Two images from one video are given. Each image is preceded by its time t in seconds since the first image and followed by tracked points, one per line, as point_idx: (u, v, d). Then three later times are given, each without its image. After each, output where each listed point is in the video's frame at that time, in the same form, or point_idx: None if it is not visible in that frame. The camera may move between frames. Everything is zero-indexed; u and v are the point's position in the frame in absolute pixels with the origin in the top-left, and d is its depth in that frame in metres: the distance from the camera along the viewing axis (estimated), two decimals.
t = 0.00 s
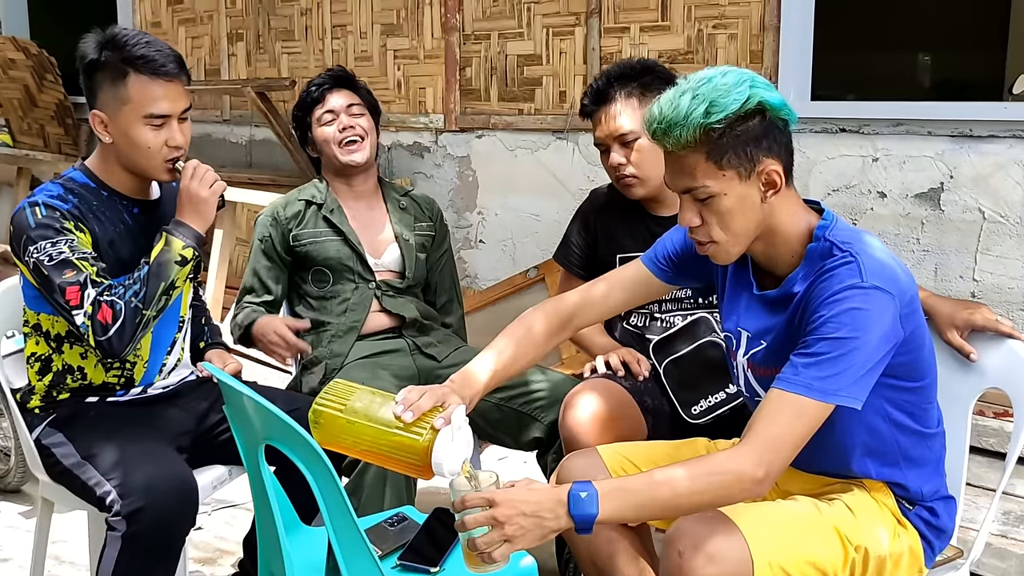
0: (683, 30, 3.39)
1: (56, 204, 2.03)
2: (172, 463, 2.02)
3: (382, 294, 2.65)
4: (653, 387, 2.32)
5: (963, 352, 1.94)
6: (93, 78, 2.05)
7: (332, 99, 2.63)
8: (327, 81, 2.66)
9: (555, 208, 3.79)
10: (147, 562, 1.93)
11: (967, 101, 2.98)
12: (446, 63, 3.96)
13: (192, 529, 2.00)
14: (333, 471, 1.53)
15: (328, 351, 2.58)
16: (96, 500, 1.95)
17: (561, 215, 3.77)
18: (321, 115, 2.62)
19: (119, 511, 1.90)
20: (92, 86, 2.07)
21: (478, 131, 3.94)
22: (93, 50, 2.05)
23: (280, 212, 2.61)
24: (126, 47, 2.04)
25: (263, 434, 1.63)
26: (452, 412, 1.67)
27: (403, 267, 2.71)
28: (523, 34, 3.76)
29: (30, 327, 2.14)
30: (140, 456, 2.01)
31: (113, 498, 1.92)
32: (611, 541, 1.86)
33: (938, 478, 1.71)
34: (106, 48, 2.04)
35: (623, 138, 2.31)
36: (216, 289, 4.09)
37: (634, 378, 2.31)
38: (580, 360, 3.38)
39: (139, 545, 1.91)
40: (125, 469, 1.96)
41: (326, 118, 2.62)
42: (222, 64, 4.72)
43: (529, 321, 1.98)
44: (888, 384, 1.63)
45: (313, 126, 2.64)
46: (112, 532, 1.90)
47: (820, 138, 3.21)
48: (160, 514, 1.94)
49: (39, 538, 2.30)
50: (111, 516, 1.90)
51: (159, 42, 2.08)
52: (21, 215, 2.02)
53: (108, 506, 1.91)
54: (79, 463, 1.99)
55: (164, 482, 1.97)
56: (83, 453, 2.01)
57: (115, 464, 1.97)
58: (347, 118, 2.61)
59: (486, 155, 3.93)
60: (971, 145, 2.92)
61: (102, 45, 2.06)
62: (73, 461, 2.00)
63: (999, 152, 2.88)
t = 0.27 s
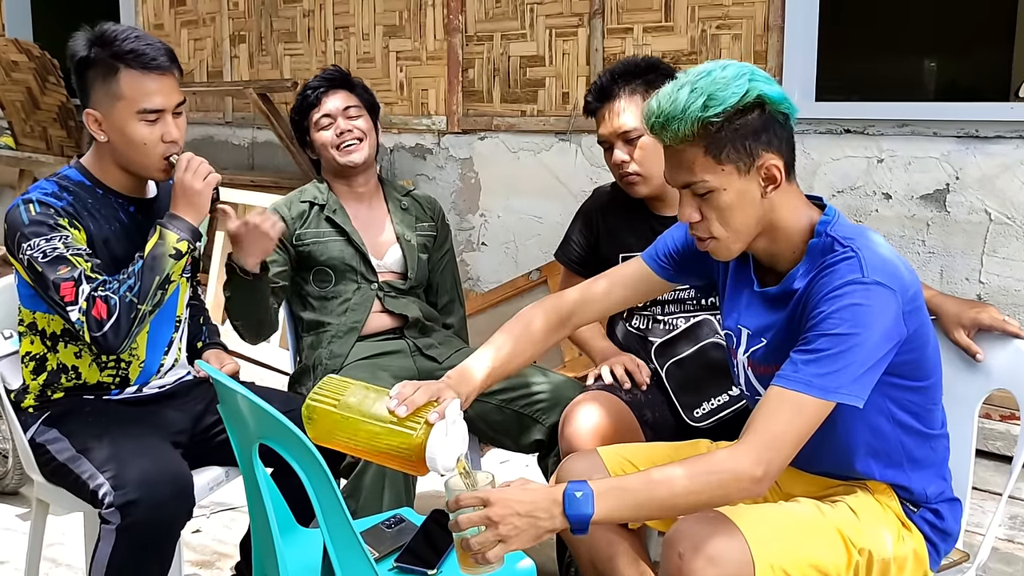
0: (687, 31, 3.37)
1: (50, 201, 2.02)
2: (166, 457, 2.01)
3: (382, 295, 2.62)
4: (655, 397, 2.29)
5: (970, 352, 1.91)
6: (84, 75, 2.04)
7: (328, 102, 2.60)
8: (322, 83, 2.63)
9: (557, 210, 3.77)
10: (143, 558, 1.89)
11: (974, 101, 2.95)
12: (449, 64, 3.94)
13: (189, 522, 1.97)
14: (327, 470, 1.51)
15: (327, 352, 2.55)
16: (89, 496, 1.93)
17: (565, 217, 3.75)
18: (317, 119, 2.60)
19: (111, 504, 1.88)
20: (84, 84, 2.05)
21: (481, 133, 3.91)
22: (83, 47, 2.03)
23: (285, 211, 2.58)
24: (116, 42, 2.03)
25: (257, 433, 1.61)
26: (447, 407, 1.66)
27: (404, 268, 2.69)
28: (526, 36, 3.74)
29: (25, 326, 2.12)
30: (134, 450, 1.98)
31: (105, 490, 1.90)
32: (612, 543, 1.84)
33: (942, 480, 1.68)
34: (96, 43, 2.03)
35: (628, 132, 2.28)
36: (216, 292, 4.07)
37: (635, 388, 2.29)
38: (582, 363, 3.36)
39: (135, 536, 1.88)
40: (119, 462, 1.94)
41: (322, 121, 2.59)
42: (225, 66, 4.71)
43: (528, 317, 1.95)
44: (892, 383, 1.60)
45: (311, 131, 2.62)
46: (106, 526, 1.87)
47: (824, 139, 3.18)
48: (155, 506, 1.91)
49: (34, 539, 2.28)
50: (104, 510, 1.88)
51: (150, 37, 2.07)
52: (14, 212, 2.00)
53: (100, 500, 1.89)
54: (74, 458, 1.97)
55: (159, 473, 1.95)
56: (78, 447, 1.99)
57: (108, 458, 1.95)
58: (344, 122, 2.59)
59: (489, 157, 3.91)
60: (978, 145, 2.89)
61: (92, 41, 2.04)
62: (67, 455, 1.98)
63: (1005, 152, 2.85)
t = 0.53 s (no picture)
0: (692, 32, 3.35)
1: (47, 199, 2.00)
2: (167, 469, 1.96)
3: (383, 296, 2.60)
4: (657, 396, 2.28)
5: (980, 353, 1.88)
6: (80, 72, 2.01)
7: (331, 100, 2.58)
8: (326, 81, 2.61)
9: (561, 212, 3.75)
10: (139, 566, 1.87)
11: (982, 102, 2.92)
12: (453, 66, 3.91)
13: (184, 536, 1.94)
14: (324, 469, 1.48)
15: (327, 352, 2.52)
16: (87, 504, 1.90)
17: (569, 219, 3.72)
18: (318, 117, 2.58)
19: (108, 516, 1.84)
20: (80, 80, 2.03)
21: (485, 135, 3.89)
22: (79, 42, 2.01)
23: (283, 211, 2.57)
24: (113, 38, 2.01)
25: (253, 432, 1.58)
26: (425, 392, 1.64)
27: (405, 269, 2.66)
28: (530, 37, 3.72)
29: (23, 325, 2.08)
30: (132, 458, 1.95)
31: (102, 502, 1.86)
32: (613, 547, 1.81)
33: (950, 484, 1.65)
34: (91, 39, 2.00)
35: (632, 129, 2.26)
36: (218, 294, 4.05)
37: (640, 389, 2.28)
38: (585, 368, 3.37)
39: (131, 548, 1.86)
40: (116, 472, 1.91)
41: (324, 119, 2.57)
42: (229, 69, 4.70)
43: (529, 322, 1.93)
44: (898, 384, 1.57)
45: (312, 127, 2.60)
46: (102, 538, 1.84)
47: (832, 141, 3.14)
48: (151, 520, 1.88)
49: (30, 542, 2.25)
50: (100, 522, 1.85)
51: (147, 32, 2.05)
52: (12, 210, 1.98)
53: (97, 510, 1.86)
54: (69, 464, 1.94)
55: (157, 486, 1.91)
56: (74, 454, 1.96)
57: (105, 465, 1.92)
58: (345, 121, 2.56)
59: (493, 160, 3.89)
60: (986, 146, 2.86)
61: (89, 37, 2.02)
62: (63, 462, 1.95)
63: (1014, 154, 2.82)
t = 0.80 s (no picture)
0: (699, 37, 3.33)
1: (49, 202, 1.98)
2: (167, 468, 1.95)
3: (386, 300, 2.58)
4: (666, 400, 2.25)
5: (991, 360, 1.86)
6: (82, 75, 2.00)
7: (328, 103, 2.57)
8: (323, 84, 2.61)
9: (567, 218, 3.73)
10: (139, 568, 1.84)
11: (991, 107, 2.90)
12: (459, 71, 3.90)
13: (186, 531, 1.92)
14: (326, 475, 1.45)
15: (330, 357, 2.49)
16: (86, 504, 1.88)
17: (575, 225, 3.70)
18: (318, 120, 2.57)
19: (107, 512, 1.82)
20: (82, 83, 2.01)
21: (490, 141, 3.87)
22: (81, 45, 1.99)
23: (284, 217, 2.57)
24: (114, 40, 2.00)
25: (253, 435, 1.56)
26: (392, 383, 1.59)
27: (408, 274, 2.65)
28: (536, 42, 3.70)
29: (23, 328, 2.06)
30: (132, 458, 1.93)
31: (101, 499, 1.84)
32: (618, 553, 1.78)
33: (955, 494, 1.62)
34: (92, 42, 1.99)
35: (644, 131, 2.24)
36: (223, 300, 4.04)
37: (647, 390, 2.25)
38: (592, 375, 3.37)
39: (130, 547, 1.82)
40: (115, 470, 1.89)
41: (323, 122, 2.56)
42: (235, 75, 4.69)
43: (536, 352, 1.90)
44: (902, 391, 1.54)
45: (312, 131, 2.59)
46: (101, 535, 1.81)
47: (842, 146, 3.13)
48: (151, 513, 1.86)
49: (30, 547, 2.23)
50: (100, 518, 1.82)
51: (149, 35, 2.04)
52: (14, 213, 1.96)
53: (97, 507, 1.84)
54: (69, 465, 1.92)
55: (157, 483, 1.90)
56: (75, 454, 1.94)
57: (104, 465, 1.90)
58: (345, 121, 2.55)
59: (499, 165, 3.87)
60: (996, 152, 2.84)
61: (91, 40, 2.01)
62: (63, 463, 1.93)
63: None
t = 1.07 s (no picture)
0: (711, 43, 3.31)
1: (60, 215, 1.97)
2: (172, 471, 1.93)
3: (395, 307, 2.57)
4: (679, 418, 2.25)
5: (1005, 367, 1.84)
6: (87, 80, 1.99)
7: (339, 109, 2.54)
8: (334, 91, 2.59)
9: (577, 226, 3.72)
10: None
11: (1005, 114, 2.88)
12: (469, 78, 3.89)
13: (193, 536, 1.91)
14: (336, 486, 1.44)
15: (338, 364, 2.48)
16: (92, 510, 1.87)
17: (585, 232, 3.69)
18: (328, 126, 2.54)
19: (114, 518, 1.82)
20: (87, 88, 2.01)
21: (500, 148, 3.86)
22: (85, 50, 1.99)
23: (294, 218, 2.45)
24: (117, 44, 1.99)
25: (261, 442, 1.54)
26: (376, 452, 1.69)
27: (419, 281, 2.65)
28: (547, 49, 3.69)
29: (30, 337, 2.04)
30: (139, 464, 1.91)
31: (108, 504, 1.83)
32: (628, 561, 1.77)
33: (965, 497, 1.59)
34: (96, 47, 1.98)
35: (664, 136, 2.23)
36: (232, 306, 4.04)
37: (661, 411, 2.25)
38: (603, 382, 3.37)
39: (135, 553, 1.81)
40: (121, 475, 1.88)
41: (333, 129, 2.53)
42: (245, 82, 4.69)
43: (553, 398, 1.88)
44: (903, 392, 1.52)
45: (322, 138, 2.56)
46: (108, 541, 1.81)
47: (852, 154, 3.10)
48: (157, 521, 1.85)
49: (37, 553, 2.22)
50: (106, 525, 1.82)
51: (152, 37, 2.02)
52: (25, 224, 1.95)
53: (102, 513, 1.83)
54: (76, 471, 1.91)
55: (164, 488, 1.89)
56: (81, 460, 1.93)
57: (111, 471, 1.89)
58: (355, 128, 2.52)
59: (508, 172, 3.86)
60: (1010, 159, 2.82)
61: (94, 44, 2.00)
62: (70, 468, 1.92)
63: None
